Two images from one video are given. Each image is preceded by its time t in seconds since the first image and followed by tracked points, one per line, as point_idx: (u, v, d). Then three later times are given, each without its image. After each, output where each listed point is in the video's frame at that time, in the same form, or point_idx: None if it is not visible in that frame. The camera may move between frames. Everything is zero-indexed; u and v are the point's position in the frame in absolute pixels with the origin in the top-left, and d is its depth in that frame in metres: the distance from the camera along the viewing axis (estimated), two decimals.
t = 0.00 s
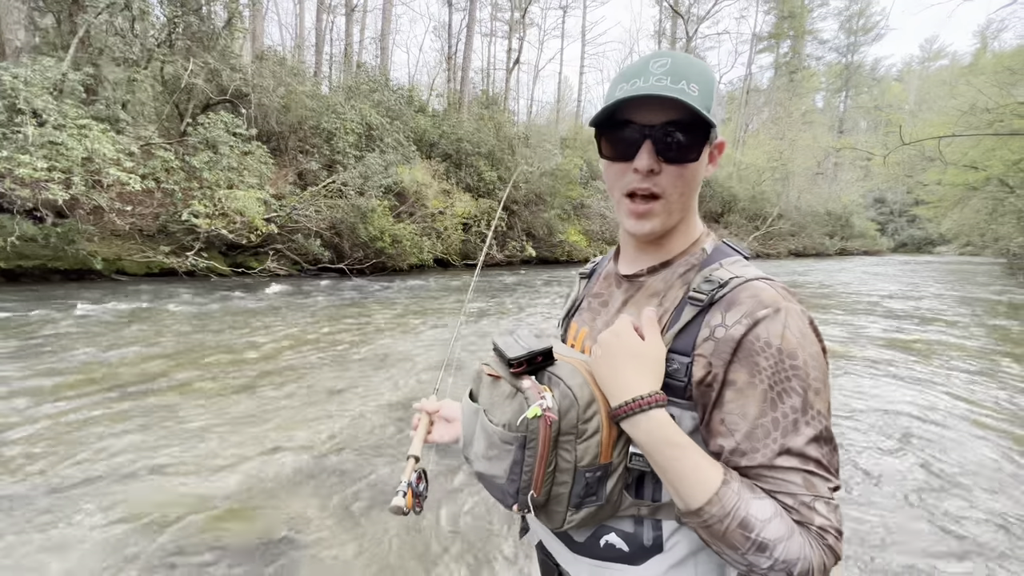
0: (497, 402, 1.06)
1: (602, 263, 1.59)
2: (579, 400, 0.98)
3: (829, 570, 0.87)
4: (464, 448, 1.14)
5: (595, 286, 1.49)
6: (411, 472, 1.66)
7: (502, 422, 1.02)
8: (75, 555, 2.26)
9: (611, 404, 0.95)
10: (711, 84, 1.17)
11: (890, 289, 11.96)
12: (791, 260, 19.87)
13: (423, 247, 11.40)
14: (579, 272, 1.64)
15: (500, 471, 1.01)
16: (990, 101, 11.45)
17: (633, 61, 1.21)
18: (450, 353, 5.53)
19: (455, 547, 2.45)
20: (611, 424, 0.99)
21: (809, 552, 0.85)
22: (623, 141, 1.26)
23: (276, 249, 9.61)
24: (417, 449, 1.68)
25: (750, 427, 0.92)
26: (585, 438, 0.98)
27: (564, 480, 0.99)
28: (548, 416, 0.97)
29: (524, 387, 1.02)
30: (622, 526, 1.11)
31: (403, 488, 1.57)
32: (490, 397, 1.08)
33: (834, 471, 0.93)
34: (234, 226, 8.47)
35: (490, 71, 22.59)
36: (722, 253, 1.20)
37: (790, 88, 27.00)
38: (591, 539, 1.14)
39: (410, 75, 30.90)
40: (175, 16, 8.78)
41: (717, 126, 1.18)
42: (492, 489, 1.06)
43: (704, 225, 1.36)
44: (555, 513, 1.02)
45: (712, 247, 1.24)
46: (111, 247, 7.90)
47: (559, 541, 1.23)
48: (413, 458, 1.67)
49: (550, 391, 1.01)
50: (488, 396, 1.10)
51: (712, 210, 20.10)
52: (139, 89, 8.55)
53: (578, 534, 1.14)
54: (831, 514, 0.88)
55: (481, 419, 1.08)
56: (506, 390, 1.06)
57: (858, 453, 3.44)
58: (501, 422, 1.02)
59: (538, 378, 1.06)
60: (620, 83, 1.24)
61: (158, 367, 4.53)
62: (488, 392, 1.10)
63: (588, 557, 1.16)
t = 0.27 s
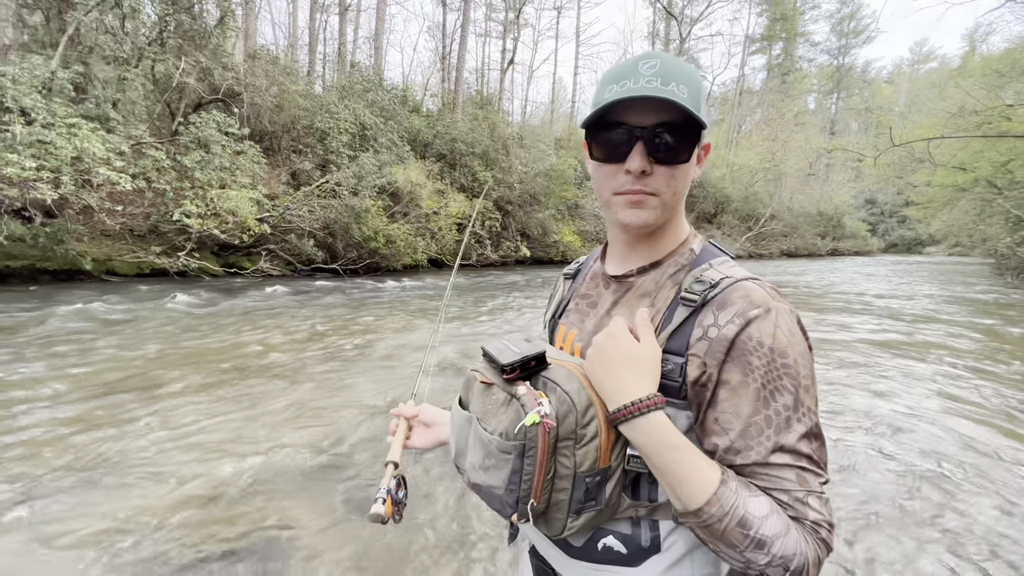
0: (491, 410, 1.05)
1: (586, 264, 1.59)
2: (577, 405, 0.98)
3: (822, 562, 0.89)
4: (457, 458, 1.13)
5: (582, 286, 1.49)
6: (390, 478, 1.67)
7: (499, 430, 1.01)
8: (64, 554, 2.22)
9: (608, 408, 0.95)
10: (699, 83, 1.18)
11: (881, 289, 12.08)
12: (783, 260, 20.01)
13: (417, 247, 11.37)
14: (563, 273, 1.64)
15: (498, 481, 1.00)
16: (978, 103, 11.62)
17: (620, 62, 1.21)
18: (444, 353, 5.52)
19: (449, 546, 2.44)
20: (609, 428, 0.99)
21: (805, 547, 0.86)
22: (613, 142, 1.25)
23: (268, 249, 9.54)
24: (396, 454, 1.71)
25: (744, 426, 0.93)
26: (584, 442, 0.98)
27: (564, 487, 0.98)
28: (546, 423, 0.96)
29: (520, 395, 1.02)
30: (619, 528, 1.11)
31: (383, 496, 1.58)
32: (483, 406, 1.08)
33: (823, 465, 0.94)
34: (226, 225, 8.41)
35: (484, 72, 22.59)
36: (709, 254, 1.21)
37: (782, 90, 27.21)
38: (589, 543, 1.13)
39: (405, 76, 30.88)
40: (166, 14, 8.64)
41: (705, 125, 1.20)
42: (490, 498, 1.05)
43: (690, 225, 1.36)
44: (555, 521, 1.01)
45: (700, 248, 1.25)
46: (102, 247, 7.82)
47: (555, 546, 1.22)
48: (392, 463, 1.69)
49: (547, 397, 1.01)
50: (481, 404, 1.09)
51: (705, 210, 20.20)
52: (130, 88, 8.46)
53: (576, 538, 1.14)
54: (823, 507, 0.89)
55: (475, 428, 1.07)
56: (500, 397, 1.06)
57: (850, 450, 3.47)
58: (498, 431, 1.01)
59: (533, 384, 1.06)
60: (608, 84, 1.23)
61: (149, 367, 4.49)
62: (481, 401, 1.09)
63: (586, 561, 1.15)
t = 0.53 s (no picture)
0: (484, 409, 1.05)
1: (578, 263, 1.59)
2: (571, 404, 0.98)
3: (811, 558, 0.90)
4: (450, 457, 1.13)
5: (573, 286, 1.50)
6: (379, 482, 1.66)
7: (494, 429, 1.01)
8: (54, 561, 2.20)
9: (604, 407, 0.95)
10: (676, 85, 1.16)
11: (873, 288, 12.19)
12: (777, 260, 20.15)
13: (412, 247, 11.34)
14: (554, 273, 1.64)
15: (492, 480, 1.00)
16: (968, 105, 11.74)
17: (597, 68, 1.22)
18: (439, 354, 5.50)
19: (444, 548, 2.42)
20: (604, 427, 0.99)
21: (796, 543, 0.87)
22: (590, 147, 1.26)
23: (261, 249, 9.47)
24: (386, 458, 1.70)
25: (737, 425, 0.94)
26: (579, 441, 0.98)
27: (558, 485, 0.99)
28: (542, 422, 0.97)
29: (514, 393, 1.02)
30: (611, 526, 1.11)
31: (372, 501, 1.57)
32: (476, 404, 1.08)
33: (811, 462, 0.96)
34: (218, 225, 8.35)
35: (479, 72, 22.56)
36: (701, 254, 1.21)
37: (775, 91, 27.37)
38: (581, 541, 1.13)
39: (400, 75, 30.79)
40: (157, 11, 8.60)
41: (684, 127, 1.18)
42: (484, 497, 1.04)
43: (682, 226, 1.37)
44: (549, 519, 1.01)
45: (692, 248, 1.25)
46: (92, 247, 7.73)
47: (546, 545, 1.21)
48: (380, 467, 1.68)
49: (541, 396, 1.01)
50: (475, 402, 1.09)
51: (699, 211, 20.29)
52: (121, 87, 8.39)
53: (568, 537, 1.13)
54: (812, 504, 0.91)
55: (469, 427, 1.06)
56: (494, 396, 1.05)
57: (842, 449, 3.49)
58: (492, 430, 1.00)
59: (528, 383, 1.06)
60: (586, 90, 1.25)
61: (138, 369, 4.43)
62: (475, 399, 1.09)
63: (578, 560, 1.15)
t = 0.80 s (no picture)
0: (478, 404, 1.05)
1: (575, 263, 1.59)
2: (564, 399, 0.98)
3: (797, 557, 0.91)
4: (443, 452, 1.13)
5: (569, 285, 1.50)
6: (376, 480, 1.65)
7: (486, 424, 1.01)
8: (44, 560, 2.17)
9: (595, 403, 0.95)
10: (660, 84, 1.15)
11: (864, 287, 12.31)
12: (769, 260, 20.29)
13: (406, 247, 11.31)
14: (552, 272, 1.64)
15: (483, 475, 1.00)
16: (957, 106, 11.91)
17: (586, 70, 1.25)
18: (433, 353, 5.49)
19: (439, 546, 2.42)
20: (594, 424, 0.99)
21: (782, 541, 0.87)
22: (577, 148, 1.29)
23: (254, 249, 9.41)
24: (382, 456, 1.67)
25: (727, 424, 0.94)
26: (570, 437, 0.98)
27: (548, 480, 0.99)
28: (533, 417, 0.97)
29: (507, 389, 1.02)
30: (601, 522, 1.11)
31: (369, 500, 1.56)
32: (470, 400, 1.08)
33: (800, 462, 0.96)
34: (210, 225, 8.28)
35: (473, 72, 22.53)
36: (695, 254, 1.22)
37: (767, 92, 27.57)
38: (572, 538, 1.13)
39: (393, 74, 30.69)
40: (148, 9, 8.51)
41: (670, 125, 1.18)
42: (475, 491, 1.04)
43: (678, 226, 1.37)
44: (539, 514, 1.02)
45: (686, 249, 1.25)
46: (82, 247, 7.65)
47: (537, 541, 1.21)
48: (377, 466, 1.66)
49: (533, 391, 1.01)
50: (469, 397, 1.09)
51: (693, 211, 20.38)
52: (112, 85, 8.29)
53: (558, 533, 1.13)
54: (800, 503, 0.91)
55: (462, 422, 1.06)
56: (487, 392, 1.05)
57: (833, 444, 3.52)
58: (483, 425, 1.01)
59: (520, 379, 1.06)
60: (576, 93, 1.28)
61: (127, 370, 4.37)
62: (468, 394, 1.09)
63: (569, 556, 1.15)
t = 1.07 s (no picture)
0: (468, 402, 1.05)
1: (569, 264, 1.60)
2: (552, 397, 0.98)
3: (782, 556, 0.91)
4: (435, 450, 1.13)
5: (563, 286, 1.51)
6: (374, 483, 1.64)
7: (475, 421, 1.01)
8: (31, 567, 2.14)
9: (582, 401, 0.95)
10: (650, 86, 1.15)
11: (854, 287, 12.44)
12: (761, 260, 20.45)
13: (399, 247, 11.27)
14: (546, 273, 1.64)
15: (472, 471, 1.00)
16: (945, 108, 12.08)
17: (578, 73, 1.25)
18: (428, 354, 5.47)
19: (433, 548, 2.41)
20: (582, 421, 0.99)
21: (766, 539, 0.88)
22: (567, 150, 1.30)
23: (246, 249, 9.34)
24: (380, 458, 1.66)
25: (712, 422, 0.94)
26: (557, 435, 0.98)
27: (536, 478, 0.99)
28: (521, 415, 0.97)
29: (497, 387, 1.02)
30: (591, 521, 1.11)
31: (367, 503, 1.56)
32: (461, 398, 1.07)
33: (786, 462, 0.96)
34: (201, 225, 8.19)
35: (467, 71, 22.50)
36: (686, 256, 1.21)
37: (759, 93, 27.77)
38: (561, 535, 1.13)
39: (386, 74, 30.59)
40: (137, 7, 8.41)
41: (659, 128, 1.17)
42: (465, 488, 1.04)
43: (671, 228, 1.37)
44: (527, 511, 1.02)
45: (677, 250, 1.25)
46: (70, 248, 7.56)
47: (528, 539, 1.21)
48: (375, 469, 1.65)
49: (523, 389, 1.01)
50: (460, 395, 1.09)
51: (685, 211, 20.49)
52: (100, 83, 8.18)
53: (548, 530, 1.13)
54: (785, 502, 0.92)
55: (453, 420, 1.06)
56: (478, 389, 1.05)
57: (825, 443, 3.55)
58: (473, 423, 1.00)
59: (511, 376, 1.06)
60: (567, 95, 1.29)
61: (115, 373, 4.31)
62: (459, 392, 1.09)
63: (558, 553, 1.15)
